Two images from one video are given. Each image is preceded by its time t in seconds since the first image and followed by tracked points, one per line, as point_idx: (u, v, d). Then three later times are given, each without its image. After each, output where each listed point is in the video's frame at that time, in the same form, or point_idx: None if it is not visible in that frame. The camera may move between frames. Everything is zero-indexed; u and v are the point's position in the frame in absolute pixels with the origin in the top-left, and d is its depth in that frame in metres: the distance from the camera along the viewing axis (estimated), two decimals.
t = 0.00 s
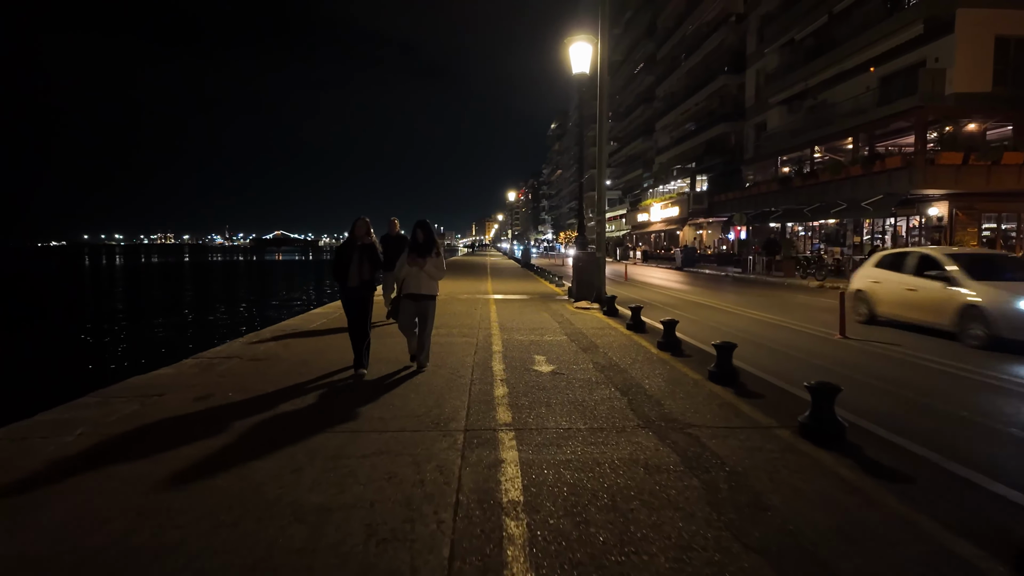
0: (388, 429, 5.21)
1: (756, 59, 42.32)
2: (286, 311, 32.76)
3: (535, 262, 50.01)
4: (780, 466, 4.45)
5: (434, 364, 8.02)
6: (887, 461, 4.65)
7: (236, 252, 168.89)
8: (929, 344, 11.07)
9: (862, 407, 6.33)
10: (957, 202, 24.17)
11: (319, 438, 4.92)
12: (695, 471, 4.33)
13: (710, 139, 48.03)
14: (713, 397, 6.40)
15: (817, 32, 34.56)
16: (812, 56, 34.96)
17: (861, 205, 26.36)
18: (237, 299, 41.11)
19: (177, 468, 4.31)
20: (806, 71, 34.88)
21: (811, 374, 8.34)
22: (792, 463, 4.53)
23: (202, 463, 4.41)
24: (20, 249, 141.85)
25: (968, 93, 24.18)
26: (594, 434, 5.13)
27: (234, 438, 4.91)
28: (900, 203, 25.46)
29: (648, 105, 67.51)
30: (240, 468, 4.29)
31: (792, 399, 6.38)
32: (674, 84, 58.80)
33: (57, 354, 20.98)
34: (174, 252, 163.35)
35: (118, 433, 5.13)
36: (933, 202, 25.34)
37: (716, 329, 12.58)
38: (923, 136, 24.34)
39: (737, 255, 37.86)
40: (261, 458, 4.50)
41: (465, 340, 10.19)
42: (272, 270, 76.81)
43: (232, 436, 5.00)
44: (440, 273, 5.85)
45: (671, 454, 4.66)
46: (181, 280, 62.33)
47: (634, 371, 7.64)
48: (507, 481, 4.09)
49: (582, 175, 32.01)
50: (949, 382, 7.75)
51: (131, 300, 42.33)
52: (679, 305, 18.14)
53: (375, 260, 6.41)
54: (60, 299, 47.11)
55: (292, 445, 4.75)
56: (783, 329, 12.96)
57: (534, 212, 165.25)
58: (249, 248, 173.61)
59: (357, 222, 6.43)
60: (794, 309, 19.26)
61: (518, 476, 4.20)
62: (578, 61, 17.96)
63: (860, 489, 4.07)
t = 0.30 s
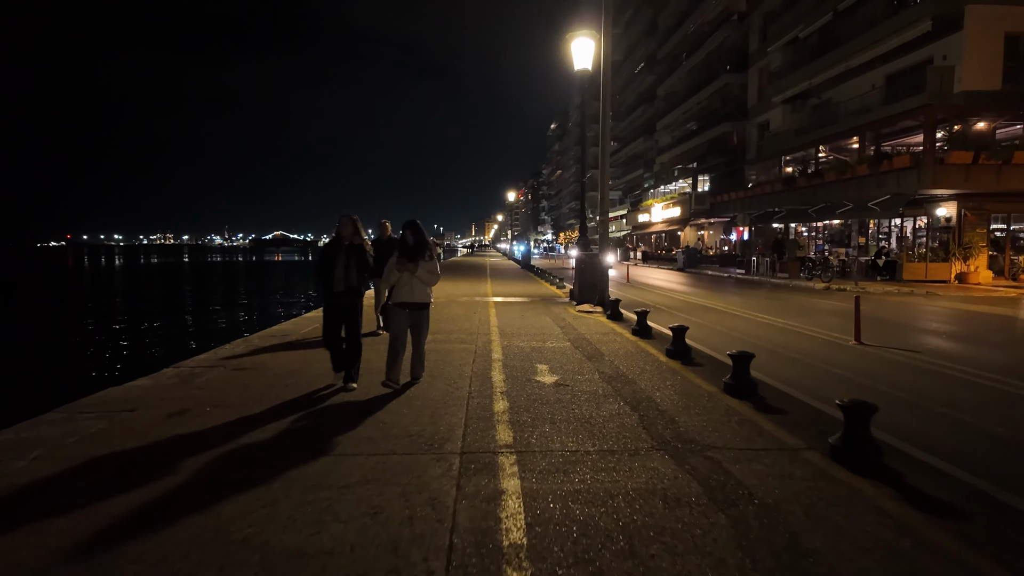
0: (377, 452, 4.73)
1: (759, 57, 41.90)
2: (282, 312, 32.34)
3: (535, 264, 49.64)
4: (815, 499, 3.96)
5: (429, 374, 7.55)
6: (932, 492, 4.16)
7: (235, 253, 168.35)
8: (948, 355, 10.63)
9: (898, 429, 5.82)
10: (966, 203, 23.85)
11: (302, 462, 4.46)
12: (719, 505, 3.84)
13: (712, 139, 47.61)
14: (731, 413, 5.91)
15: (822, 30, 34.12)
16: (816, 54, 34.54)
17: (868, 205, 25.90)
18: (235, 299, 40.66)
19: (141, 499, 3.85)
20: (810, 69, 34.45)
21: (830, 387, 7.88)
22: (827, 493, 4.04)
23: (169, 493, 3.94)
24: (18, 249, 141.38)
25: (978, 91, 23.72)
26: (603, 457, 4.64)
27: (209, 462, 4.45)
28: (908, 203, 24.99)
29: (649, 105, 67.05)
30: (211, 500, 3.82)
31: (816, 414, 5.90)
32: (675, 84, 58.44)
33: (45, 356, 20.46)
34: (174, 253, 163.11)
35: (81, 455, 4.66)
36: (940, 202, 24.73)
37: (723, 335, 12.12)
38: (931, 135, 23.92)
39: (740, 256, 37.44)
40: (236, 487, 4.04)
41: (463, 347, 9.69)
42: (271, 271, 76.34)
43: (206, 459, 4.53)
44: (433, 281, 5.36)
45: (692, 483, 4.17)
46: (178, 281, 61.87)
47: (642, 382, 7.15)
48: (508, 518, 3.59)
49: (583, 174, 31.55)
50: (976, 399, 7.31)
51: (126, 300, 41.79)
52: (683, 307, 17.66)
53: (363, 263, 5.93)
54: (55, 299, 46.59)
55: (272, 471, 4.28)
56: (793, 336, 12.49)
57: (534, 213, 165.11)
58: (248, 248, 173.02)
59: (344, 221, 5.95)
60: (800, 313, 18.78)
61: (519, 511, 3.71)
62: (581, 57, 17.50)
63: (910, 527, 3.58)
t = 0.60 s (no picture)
0: (354, 474, 4.20)
1: (760, 54, 41.39)
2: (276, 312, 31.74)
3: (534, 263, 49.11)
4: (853, 530, 3.44)
5: (419, 380, 7.00)
6: (986, 520, 3.65)
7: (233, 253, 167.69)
8: (968, 357, 10.10)
9: (935, 443, 5.28)
10: (974, 199, 23.43)
11: (269, 488, 3.93)
12: (746, 538, 3.31)
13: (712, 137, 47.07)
14: (747, 424, 5.37)
15: (825, 25, 33.60)
16: (819, 50, 34.02)
17: (874, 203, 25.35)
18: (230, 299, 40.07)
19: (81, 534, 3.34)
20: (813, 65, 33.92)
21: (850, 394, 7.33)
22: (867, 524, 3.52)
23: (114, 528, 3.42)
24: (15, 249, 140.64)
25: (986, 86, 23.19)
26: (611, 479, 4.09)
27: (166, 489, 3.92)
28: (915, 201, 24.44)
29: (649, 103, 66.50)
30: (160, 539, 3.30)
31: (842, 427, 5.37)
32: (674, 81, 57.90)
33: (28, 357, 19.85)
34: (172, 253, 162.41)
35: (23, 480, 4.12)
36: (948, 200, 24.30)
37: (729, 337, 11.56)
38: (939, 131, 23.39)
39: (741, 255, 36.89)
40: (192, 520, 3.52)
41: (456, 350, 9.12)
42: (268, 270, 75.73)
43: (161, 486, 3.98)
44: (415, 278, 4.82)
45: (712, 512, 3.64)
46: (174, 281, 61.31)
47: (650, 389, 6.60)
48: (500, 557, 3.06)
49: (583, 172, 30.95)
50: (1007, 406, 6.77)
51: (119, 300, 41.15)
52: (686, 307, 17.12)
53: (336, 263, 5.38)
54: (47, 298, 45.81)
55: (235, 501, 3.76)
56: (804, 337, 11.93)
57: (533, 212, 164.57)
58: (248, 247, 172.27)
59: (310, 217, 5.42)
60: (806, 313, 18.24)
61: (513, 548, 3.18)
62: (581, 49, 16.95)
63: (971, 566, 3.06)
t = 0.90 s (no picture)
0: (335, 515, 3.68)
1: (764, 52, 40.88)
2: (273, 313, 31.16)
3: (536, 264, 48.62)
4: None
5: (412, 396, 6.47)
6: None
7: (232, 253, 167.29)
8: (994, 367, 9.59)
9: (986, 471, 4.75)
10: (986, 199, 22.92)
11: (234, 537, 3.41)
12: None
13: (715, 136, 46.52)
14: (775, 452, 4.84)
15: (830, 22, 33.08)
16: (824, 48, 33.51)
17: (882, 203, 24.80)
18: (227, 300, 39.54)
19: None
20: (818, 63, 33.40)
21: (878, 412, 6.80)
22: None
23: None
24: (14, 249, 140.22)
25: (998, 84, 22.67)
26: (628, 525, 3.56)
27: (117, 539, 3.39)
28: (925, 201, 23.91)
29: (651, 102, 65.93)
30: None
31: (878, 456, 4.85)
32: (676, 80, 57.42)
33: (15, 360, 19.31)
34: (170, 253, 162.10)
35: None
36: (958, 199, 23.82)
37: (738, 344, 11.04)
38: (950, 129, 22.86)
39: (745, 256, 36.35)
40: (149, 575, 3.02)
41: (454, 361, 8.58)
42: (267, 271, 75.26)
43: (114, 534, 3.46)
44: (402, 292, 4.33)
45: (749, 567, 3.11)
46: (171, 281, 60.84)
47: (663, 407, 6.07)
48: None
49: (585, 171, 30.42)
50: None
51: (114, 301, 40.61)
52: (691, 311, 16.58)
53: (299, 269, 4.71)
54: (40, 299, 45.15)
55: (198, 550, 3.26)
56: (816, 344, 11.41)
57: (533, 212, 164.31)
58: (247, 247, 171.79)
59: (265, 215, 4.68)
60: (814, 317, 17.69)
61: None
62: (583, 44, 16.41)
63: None
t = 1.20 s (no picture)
0: (308, 557, 3.16)
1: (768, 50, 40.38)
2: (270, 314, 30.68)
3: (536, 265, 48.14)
4: None
5: (404, 409, 5.94)
6: None
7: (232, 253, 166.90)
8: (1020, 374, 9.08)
9: None
10: (998, 199, 22.41)
11: None
12: None
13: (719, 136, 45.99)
14: (809, 477, 4.32)
15: (837, 19, 32.54)
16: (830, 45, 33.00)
17: (891, 202, 24.28)
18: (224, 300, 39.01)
19: None
20: (823, 61, 32.90)
21: (913, 427, 6.26)
22: None
23: None
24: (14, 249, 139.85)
25: (1011, 81, 22.16)
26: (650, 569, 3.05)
27: None
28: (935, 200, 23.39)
29: (653, 101, 65.39)
30: None
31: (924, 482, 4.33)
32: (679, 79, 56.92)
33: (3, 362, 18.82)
34: (170, 253, 161.77)
35: None
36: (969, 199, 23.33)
37: (749, 348, 10.52)
38: (961, 126, 22.34)
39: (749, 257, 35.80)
40: None
41: (450, 368, 8.07)
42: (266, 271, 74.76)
43: None
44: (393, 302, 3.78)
45: None
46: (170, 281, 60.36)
47: (679, 422, 5.54)
48: None
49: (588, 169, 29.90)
50: None
51: (111, 301, 40.13)
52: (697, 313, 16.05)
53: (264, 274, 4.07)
54: (39, 299, 44.77)
55: None
56: (829, 347, 10.91)
57: (534, 212, 163.78)
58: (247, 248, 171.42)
59: (217, 209, 3.93)
60: (822, 318, 17.18)
61: None
62: (587, 37, 15.89)
63: None
